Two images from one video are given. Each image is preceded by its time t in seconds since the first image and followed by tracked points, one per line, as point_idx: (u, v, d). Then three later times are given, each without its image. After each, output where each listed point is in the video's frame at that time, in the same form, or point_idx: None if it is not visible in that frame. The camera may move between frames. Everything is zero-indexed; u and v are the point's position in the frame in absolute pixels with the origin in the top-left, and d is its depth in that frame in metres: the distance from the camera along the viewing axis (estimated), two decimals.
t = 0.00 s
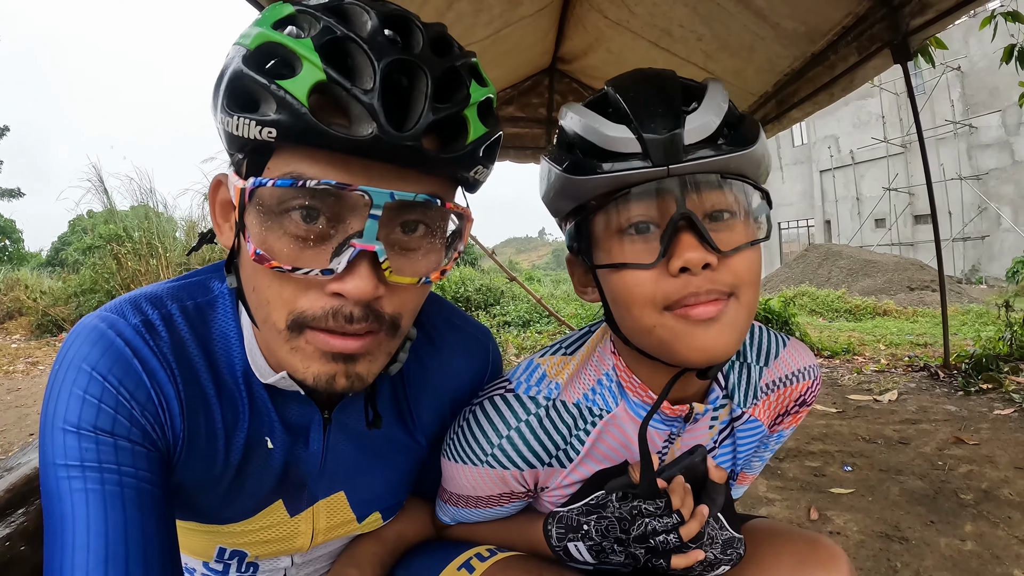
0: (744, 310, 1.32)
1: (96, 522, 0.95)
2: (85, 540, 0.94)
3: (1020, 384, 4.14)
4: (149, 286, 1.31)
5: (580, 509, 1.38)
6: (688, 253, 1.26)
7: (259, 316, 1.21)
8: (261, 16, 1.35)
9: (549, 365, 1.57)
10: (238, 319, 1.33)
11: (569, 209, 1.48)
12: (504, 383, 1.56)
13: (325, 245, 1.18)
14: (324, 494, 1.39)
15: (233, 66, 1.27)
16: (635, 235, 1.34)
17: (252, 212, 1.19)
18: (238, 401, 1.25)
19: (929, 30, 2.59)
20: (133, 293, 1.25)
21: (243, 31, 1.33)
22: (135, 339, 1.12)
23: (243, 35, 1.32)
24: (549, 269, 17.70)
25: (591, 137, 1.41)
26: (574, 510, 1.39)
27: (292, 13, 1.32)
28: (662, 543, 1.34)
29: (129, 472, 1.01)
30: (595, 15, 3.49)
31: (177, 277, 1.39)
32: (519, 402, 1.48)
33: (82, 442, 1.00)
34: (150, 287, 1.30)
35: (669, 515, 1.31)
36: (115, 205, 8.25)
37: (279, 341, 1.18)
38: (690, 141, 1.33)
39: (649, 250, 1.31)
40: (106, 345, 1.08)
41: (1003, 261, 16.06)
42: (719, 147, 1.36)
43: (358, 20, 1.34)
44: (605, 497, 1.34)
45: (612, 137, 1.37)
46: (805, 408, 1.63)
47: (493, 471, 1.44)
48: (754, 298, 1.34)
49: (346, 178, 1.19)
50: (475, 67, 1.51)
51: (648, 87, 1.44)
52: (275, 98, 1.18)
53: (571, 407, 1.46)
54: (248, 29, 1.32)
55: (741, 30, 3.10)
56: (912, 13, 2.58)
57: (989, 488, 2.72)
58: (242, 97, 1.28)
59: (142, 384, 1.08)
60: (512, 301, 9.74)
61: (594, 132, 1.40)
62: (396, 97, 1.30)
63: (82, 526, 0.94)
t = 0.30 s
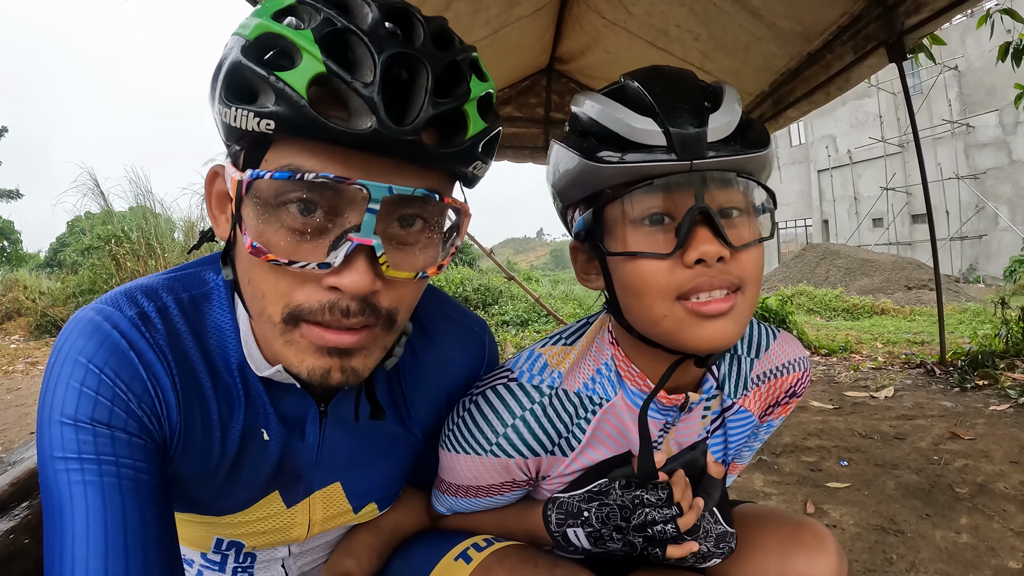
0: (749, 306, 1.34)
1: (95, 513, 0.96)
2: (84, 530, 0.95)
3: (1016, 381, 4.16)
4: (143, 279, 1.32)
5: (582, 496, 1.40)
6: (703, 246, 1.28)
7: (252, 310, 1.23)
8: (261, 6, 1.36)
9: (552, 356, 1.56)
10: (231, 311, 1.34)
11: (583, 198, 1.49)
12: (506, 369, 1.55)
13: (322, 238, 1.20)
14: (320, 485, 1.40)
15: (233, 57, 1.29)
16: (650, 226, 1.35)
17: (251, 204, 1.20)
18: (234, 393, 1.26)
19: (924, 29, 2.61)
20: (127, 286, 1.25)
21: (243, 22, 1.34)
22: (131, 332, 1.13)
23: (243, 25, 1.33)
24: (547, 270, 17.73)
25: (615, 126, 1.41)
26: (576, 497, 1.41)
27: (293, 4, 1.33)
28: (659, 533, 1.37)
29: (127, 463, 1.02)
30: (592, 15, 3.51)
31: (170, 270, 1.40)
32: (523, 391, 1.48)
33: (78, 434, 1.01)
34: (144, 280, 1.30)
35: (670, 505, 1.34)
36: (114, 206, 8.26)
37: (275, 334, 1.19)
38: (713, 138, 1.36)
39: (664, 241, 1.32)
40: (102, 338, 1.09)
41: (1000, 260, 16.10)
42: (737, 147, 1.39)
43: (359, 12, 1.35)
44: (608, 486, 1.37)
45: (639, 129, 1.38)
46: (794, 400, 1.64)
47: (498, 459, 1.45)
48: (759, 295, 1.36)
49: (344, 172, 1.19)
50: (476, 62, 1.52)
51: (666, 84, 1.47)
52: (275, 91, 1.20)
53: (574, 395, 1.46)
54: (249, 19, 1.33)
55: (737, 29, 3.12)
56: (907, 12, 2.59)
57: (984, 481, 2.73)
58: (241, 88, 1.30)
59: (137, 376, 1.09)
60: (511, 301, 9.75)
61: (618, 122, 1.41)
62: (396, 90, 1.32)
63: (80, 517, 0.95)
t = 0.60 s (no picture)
0: (753, 310, 1.35)
1: (104, 522, 0.97)
2: (93, 540, 0.96)
3: (1015, 380, 4.17)
4: (140, 287, 1.32)
5: (590, 492, 1.41)
6: (717, 249, 1.28)
7: (249, 318, 1.23)
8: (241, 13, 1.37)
9: (554, 349, 1.59)
10: (229, 315, 1.35)
11: (600, 193, 1.49)
12: (509, 360, 1.57)
13: (313, 244, 1.20)
14: (324, 486, 1.40)
15: (215, 66, 1.29)
16: (664, 224, 1.35)
17: (241, 214, 1.21)
18: (235, 398, 1.27)
19: (922, 30, 2.62)
20: (125, 294, 1.26)
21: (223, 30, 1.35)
22: (131, 341, 1.14)
23: (224, 33, 1.33)
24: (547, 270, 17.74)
25: (639, 127, 1.42)
26: (586, 494, 1.42)
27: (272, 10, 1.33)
28: (667, 522, 1.36)
29: (133, 471, 1.03)
30: (591, 16, 3.52)
31: (168, 276, 1.41)
32: (527, 381, 1.49)
33: (84, 445, 1.01)
34: (143, 288, 1.31)
35: (674, 493, 1.34)
36: (113, 207, 8.25)
37: (272, 341, 1.20)
38: (734, 146, 1.38)
39: (679, 243, 1.32)
40: (103, 348, 1.10)
41: (999, 259, 16.13)
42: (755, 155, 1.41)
43: (339, 15, 1.35)
44: (615, 480, 1.38)
45: (664, 131, 1.38)
46: (794, 400, 1.65)
47: (503, 447, 1.46)
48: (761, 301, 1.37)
49: (332, 178, 1.21)
50: (460, 57, 1.54)
51: (688, 87, 1.48)
52: (258, 99, 1.20)
53: (576, 388, 1.48)
54: (229, 27, 1.33)
55: (736, 30, 3.13)
56: (906, 13, 2.60)
57: (983, 480, 2.74)
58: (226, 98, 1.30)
59: (140, 384, 1.10)
60: (510, 301, 9.76)
61: (643, 122, 1.41)
62: (381, 92, 1.32)
63: (89, 526, 0.96)
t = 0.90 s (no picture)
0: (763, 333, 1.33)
1: (103, 537, 0.95)
2: (93, 555, 0.94)
3: (1016, 383, 4.16)
4: (139, 298, 1.30)
5: (576, 503, 1.41)
6: (733, 266, 1.27)
7: (253, 329, 1.22)
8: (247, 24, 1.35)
9: (542, 361, 1.57)
10: (230, 326, 1.33)
11: (611, 198, 1.46)
12: (496, 373, 1.57)
13: (319, 256, 1.18)
14: (324, 498, 1.38)
15: (221, 77, 1.27)
16: (679, 235, 1.33)
17: (246, 225, 1.19)
18: (237, 410, 1.25)
19: (923, 31, 2.60)
20: (125, 306, 1.24)
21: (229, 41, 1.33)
22: (132, 353, 1.12)
23: (230, 44, 1.32)
24: (546, 271, 17.73)
25: (660, 132, 1.39)
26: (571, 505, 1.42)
27: (279, 21, 1.31)
28: (653, 542, 1.35)
29: (134, 485, 1.01)
30: (591, 18, 3.50)
31: (169, 287, 1.39)
32: (511, 394, 1.48)
33: (84, 458, 0.99)
34: (142, 299, 1.29)
35: (656, 509, 1.34)
36: (111, 210, 8.22)
37: (276, 353, 1.18)
38: (756, 157, 1.37)
39: (694, 258, 1.30)
40: (104, 360, 1.08)
41: (998, 259, 16.12)
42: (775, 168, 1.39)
43: (345, 27, 1.34)
44: (600, 492, 1.38)
45: (684, 138, 1.35)
46: (800, 416, 1.64)
47: (488, 457, 1.45)
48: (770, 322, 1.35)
49: (341, 190, 1.19)
50: (466, 71, 1.51)
51: (714, 93, 1.44)
52: (265, 111, 1.18)
53: (565, 404, 1.46)
54: (235, 38, 1.32)
55: (735, 31, 3.11)
56: (907, 14, 2.58)
57: (985, 485, 2.73)
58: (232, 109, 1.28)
59: (141, 397, 1.08)
60: (509, 304, 9.75)
61: (663, 127, 1.39)
62: (387, 104, 1.30)
63: (87, 540, 0.94)
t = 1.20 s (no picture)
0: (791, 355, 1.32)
1: (94, 543, 0.93)
2: (84, 562, 0.92)
3: (1016, 385, 4.14)
4: (135, 302, 1.29)
5: (576, 524, 1.41)
6: (773, 289, 1.24)
7: (247, 333, 1.20)
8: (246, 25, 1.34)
9: (547, 381, 1.54)
10: (227, 332, 1.31)
11: (638, 208, 1.41)
12: (500, 392, 1.54)
13: (314, 258, 1.17)
14: (322, 507, 1.37)
15: (218, 77, 1.26)
16: (719, 251, 1.29)
17: (240, 227, 1.17)
18: (233, 417, 1.23)
19: (923, 31, 2.58)
20: (120, 310, 1.22)
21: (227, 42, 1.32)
22: (128, 356, 1.10)
23: (227, 44, 1.30)
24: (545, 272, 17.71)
25: (703, 141, 1.34)
26: (570, 527, 1.42)
27: (277, 23, 1.30)
28: (656, 561, 1.35)
29: (127, 490, 1.00)
30: (590, 19, 3.48)
31: (166, 292, 1.38)
32: (513, 415, 1.46)
33: (77, 462, 0.98)
34: (138, 303, 1.27)
35: (658, 531, 1.32)
36: (109, 211, 8.20)
37: (268, 358, 1.17)
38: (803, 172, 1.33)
39: (730, 278, 1.27)
40: (99, 363, 1.06)
41: (997, 260, 16.12)
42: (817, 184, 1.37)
43: (343, 28, 1.32)
44: (599, 514, 1.38)
45: (732, 149, 1.30)
46: (816, 431, 1.65)
47: (487, 480, 1.44)
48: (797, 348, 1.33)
49: (335, 191, 1.17)
50: (465, 73, 1.49)
51: (756, 101, 1.40)
52: (260, 111, 1.17)
53: (569, 421, 1.43)
54: (233, 39, 1.30)
55: (735, 32, 3.10)
56: (906, 14, 2.56)
57: (987, 489, 2.71)
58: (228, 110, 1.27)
59: (136, 402, 1.06)
60: (508, 305, 9.73)
61: (709, 136, 1.33)
62: (384, 106, 1.28)
63: (79, 547, 0.93)
